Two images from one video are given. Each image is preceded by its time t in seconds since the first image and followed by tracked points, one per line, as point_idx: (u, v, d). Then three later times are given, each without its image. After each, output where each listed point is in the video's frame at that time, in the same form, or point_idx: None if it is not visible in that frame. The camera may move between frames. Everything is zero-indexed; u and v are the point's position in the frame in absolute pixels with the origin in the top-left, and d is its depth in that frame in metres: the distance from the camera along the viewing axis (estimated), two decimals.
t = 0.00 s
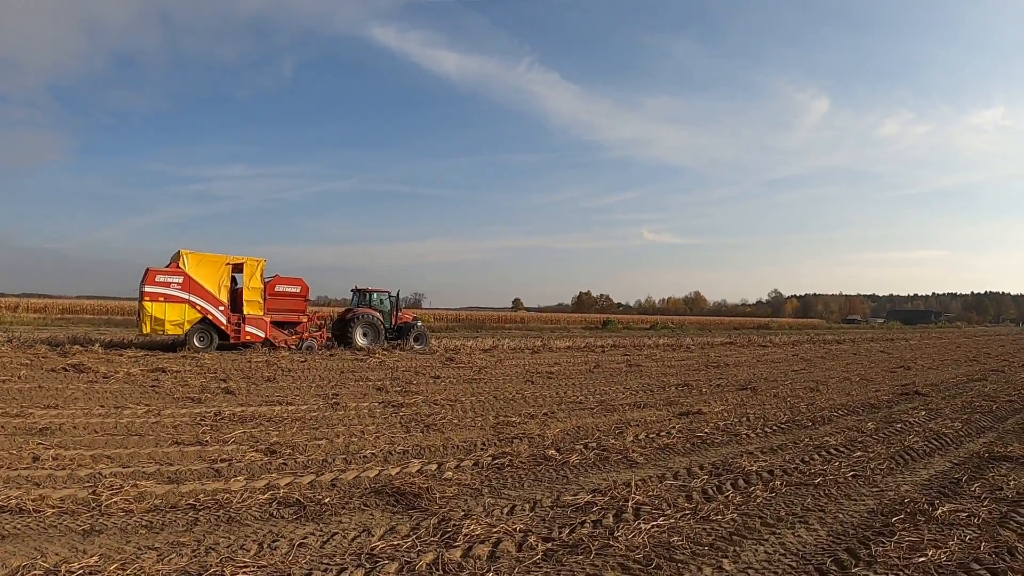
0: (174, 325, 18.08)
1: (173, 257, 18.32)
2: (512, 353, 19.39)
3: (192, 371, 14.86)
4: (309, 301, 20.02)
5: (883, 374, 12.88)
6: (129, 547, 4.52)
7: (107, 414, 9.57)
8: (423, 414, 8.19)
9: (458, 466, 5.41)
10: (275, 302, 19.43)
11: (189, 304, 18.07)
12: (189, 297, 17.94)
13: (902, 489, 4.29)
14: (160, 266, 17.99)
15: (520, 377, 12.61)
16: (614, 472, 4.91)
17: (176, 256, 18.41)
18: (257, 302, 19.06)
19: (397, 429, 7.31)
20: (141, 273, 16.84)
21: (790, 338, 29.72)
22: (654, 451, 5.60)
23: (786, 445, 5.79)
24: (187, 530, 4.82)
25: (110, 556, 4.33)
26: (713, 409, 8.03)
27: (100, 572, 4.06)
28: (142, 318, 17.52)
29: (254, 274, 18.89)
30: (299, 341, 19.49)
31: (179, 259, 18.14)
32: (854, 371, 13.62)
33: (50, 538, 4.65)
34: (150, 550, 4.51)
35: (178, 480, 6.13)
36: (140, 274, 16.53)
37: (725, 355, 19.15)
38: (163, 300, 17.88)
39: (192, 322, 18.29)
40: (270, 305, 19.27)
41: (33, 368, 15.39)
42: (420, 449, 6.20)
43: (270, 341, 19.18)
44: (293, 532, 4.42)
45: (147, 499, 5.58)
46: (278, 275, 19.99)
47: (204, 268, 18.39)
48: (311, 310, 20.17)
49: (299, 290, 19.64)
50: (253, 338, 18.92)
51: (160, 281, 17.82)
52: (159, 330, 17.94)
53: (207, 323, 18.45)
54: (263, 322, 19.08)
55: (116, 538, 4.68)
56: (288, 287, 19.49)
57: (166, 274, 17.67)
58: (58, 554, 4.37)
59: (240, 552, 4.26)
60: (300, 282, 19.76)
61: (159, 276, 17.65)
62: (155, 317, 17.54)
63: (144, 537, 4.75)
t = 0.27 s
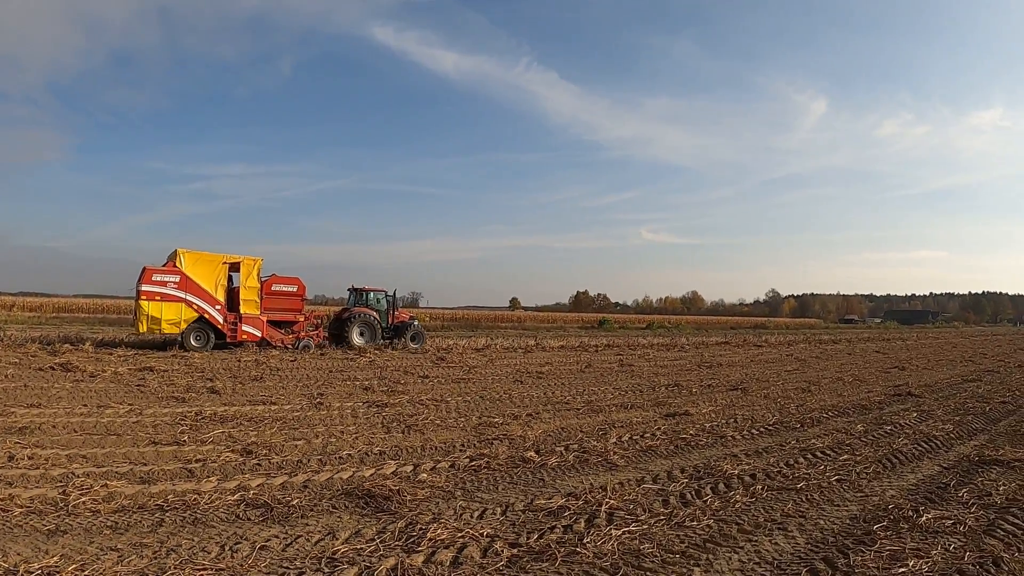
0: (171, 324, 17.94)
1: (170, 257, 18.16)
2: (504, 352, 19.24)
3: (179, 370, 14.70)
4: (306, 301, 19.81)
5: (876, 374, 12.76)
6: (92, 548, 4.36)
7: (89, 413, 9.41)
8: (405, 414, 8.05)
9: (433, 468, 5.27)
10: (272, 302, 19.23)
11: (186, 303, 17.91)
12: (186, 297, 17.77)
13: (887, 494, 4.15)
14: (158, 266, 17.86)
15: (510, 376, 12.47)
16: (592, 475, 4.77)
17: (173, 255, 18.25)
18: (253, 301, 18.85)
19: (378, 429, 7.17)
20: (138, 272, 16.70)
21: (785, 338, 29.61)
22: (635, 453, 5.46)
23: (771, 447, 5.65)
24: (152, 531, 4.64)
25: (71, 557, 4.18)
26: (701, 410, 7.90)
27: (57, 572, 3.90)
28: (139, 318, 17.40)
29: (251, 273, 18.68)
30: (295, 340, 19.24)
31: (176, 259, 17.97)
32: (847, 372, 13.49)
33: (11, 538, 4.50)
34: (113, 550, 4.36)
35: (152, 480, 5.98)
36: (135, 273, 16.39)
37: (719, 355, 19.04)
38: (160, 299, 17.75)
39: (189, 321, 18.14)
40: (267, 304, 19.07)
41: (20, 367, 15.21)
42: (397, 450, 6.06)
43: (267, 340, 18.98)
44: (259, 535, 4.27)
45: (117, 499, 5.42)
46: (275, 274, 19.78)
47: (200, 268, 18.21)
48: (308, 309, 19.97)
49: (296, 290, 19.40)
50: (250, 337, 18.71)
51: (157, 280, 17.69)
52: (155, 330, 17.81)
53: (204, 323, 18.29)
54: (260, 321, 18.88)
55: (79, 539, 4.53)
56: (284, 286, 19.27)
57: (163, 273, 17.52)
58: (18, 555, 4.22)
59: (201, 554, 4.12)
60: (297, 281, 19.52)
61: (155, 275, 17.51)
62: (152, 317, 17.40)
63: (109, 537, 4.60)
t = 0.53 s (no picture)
0: (167, 323, 17.76)
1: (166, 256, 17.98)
2: (496, 351, 19.08)
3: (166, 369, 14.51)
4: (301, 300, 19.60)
5: (869, 373, 12.63)
6: (55, 545, 4.20)
7: (69, 412, 9.23)
8: (388, 413, 7.87)
9: (408, 467, 5.12)
10: (268, 301, 19.02)
11: (182, 303, 17.72)
12: (182, 296, 17.59)
13: (872, 495, 4.01)
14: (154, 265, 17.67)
15: (499, 375, 12.31)
16: (570, 475, 4.63)
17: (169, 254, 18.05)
18: (249, 300, 18.66)
19: (358, 428, 7.00)
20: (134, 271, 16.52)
21: (779, 337, 29.53)
22: (616, 452, 5.32)
23: (756, 447, 5.51)
24: (118, 530, 4.48)
25: (31, 555, 4.02)
26: (688, 408, 7.76)
27: (15, 571, 3.74)
28: (135, 317, 17.20)
29: (246, 272, 18.49)
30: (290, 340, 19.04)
31: (172, 258, 17.78)
32: (840, 370, 13.37)
33: None
34: (77, 548, 4.20)
35: (124, 478, 5.81)
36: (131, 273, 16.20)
37: (711, 353, 18.92)
38: (157, 299, 17.56)
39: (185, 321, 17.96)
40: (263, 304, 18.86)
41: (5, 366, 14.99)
42: (374, 449, 5.90)
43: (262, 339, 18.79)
44: (225, 534, 4.11)
45: (85, 497, 5.26)
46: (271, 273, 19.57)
47: (196, 267, 18.02)
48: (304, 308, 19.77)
49: (291, 289, 19.17)
50: (246, 336, 18.53)
51: (152, 280, 17.51)
52: (151, 329, 17.63)
53: (200, 322, 18.10)
54: (255, 320, 18.68)
55: (43, 536, 4.37)
56: (280, 285, 19.06)
57: (159, 273, 17.33)
58: None
59: (162, 552, 3.97)
60: (292, 280, 19.28)
61: (151, 275, 17.32)
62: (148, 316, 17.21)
63: (73, 535, 4.44)
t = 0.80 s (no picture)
0: (167, 320, 17.61)
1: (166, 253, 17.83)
2: (490, 350, 18.94)
3: (157, 366, 14.37)
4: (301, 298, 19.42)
5: (866, 372, 12.49)
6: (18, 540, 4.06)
7: (52, 408, 9.08)
8: (373, 411, 7.72)
9: (386, 465, 4.98)
10: (268, 299, 18.85)
11: (182, 300, 17.56)
12: (182, 293, 17.43)
13: (862, 497, 3.86)
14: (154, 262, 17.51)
15: (492, 374, 12.17)
16: (551, 474, 4.48)
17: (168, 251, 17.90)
18: (249, 298, 18.51)
19: (341, 426, 6.85)
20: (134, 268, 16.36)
21: (777, 336, 29.40)
22: (601, 451, 5.17)
23: (746, 446, 5.36)
24: (85, 525, 4.33)
25: None
26: (679, 407, 7.61)
27: None
28: (134, 314, 17.04)
29: (246, 270, 18.36)
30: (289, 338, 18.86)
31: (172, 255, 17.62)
32: (837, 369, 13.23)
33: None
34: (42, 543, 4.05)
35: (100, 474, 5.66)
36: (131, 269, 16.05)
37: (708, 352, 18.78)
38: (157, 296, 17.40)
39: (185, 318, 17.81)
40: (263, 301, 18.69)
41: None
42: (354, 447, 5.75)
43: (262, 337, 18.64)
44: (191, 531, 3.96)
45: (56, 492, 5.11)
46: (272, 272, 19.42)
47: (196, 264, 17.87)
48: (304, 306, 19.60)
49: (291, 287, 19.00)
50: (246, 334, 18.38)
51: (152, 277, 17.34)
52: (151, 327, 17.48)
53: (200, 319, 17.94)
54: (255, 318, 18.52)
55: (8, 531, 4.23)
56: (280, 283, 18.89)
57: (159, 269, 17.18)
58: None
59: (125, 549, 3.82)
60: (292, 278, 19.10)
61: (151, 271, 17.16)
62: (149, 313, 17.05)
63: (40, 530, 4.29)
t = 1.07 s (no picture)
0: (166, 324, 17.46)
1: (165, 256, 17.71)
2: (486, 352, 18.78)
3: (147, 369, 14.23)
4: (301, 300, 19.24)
5: (864, 374, 12.33)
6: None
7: (35, 411, 8.93)
8: (359, 415, 7.56)
9: (363, 471, 4.83)
10: (267, 301, 18.68)
11: (180, 303, 17.41)
12: (180, 297, 17.29)
13: (852, 505, 3.70)
14: (152, 266, 17.39)
15: (485, 376, 12.02)
16: (531, 480, 4.32)
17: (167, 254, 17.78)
18: (248, 301, 18.36)
19: (323, 429, 6.70)
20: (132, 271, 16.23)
21: (776, 338, 29.26)
22: (585, 456, 5.01)
23: (734, 451, 5.20)
24: (49, 530, 4.17)
25: None
26: (670, 410, 7.45)
27: None
28: (133, 318, 16.90)
29: (245, 272, 18.21)
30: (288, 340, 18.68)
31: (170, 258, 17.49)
32: (835, 371, 13.06)
33: None
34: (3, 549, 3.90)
35: (72, 478, 5.51)
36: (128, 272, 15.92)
37: (705, 354, 18.64)
38: (155, 299, 17.26)
39: (184, 321, 17.65)
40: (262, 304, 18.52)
41: None
42: (333, 451, 5.59)
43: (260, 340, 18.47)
44: (156, 538, 3.81)
45: (24, 497, 4.95)
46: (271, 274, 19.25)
47: (195, 267, 17.73)
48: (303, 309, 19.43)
49: (291, 289, 18.84)
50: (245, 336, 18.21)
51: (150, 280, 17.22)
52: (149, 330, 17.34)
53: (198, 322, 17.79)
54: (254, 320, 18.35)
55: None
56: (279, 285, 18.73)
57: (157, 273, 17.05)
58: None
59: (85, 556, 3.67)
60: (291, 280, 18.93)
61: (149, 275, 17.03)
62: (147, 316, 16.90)
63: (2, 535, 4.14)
